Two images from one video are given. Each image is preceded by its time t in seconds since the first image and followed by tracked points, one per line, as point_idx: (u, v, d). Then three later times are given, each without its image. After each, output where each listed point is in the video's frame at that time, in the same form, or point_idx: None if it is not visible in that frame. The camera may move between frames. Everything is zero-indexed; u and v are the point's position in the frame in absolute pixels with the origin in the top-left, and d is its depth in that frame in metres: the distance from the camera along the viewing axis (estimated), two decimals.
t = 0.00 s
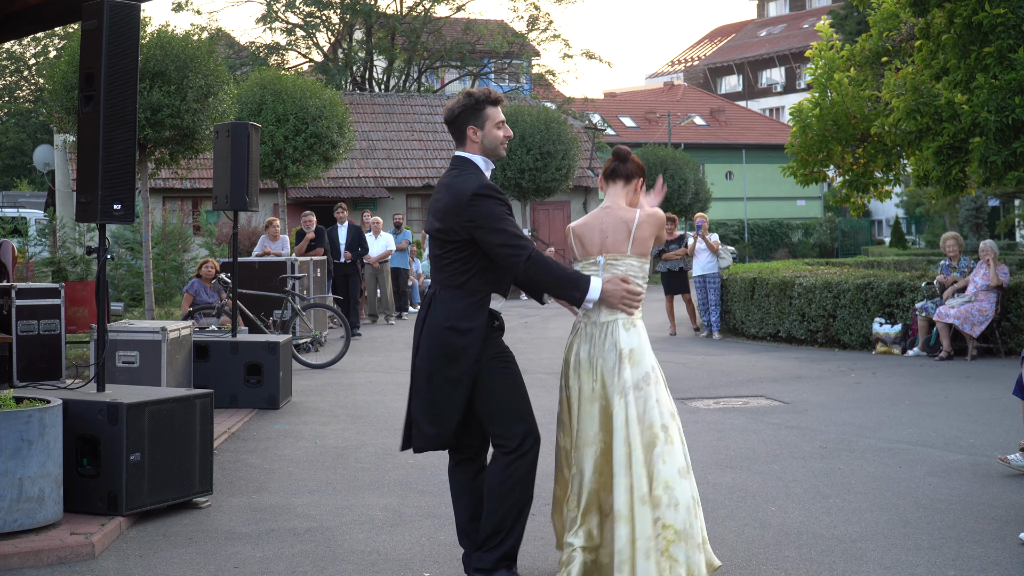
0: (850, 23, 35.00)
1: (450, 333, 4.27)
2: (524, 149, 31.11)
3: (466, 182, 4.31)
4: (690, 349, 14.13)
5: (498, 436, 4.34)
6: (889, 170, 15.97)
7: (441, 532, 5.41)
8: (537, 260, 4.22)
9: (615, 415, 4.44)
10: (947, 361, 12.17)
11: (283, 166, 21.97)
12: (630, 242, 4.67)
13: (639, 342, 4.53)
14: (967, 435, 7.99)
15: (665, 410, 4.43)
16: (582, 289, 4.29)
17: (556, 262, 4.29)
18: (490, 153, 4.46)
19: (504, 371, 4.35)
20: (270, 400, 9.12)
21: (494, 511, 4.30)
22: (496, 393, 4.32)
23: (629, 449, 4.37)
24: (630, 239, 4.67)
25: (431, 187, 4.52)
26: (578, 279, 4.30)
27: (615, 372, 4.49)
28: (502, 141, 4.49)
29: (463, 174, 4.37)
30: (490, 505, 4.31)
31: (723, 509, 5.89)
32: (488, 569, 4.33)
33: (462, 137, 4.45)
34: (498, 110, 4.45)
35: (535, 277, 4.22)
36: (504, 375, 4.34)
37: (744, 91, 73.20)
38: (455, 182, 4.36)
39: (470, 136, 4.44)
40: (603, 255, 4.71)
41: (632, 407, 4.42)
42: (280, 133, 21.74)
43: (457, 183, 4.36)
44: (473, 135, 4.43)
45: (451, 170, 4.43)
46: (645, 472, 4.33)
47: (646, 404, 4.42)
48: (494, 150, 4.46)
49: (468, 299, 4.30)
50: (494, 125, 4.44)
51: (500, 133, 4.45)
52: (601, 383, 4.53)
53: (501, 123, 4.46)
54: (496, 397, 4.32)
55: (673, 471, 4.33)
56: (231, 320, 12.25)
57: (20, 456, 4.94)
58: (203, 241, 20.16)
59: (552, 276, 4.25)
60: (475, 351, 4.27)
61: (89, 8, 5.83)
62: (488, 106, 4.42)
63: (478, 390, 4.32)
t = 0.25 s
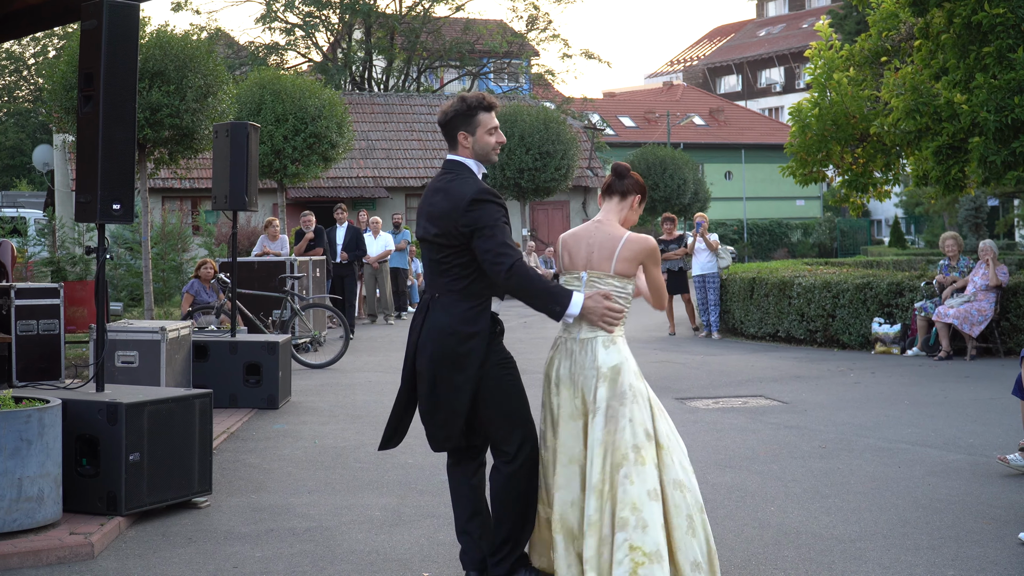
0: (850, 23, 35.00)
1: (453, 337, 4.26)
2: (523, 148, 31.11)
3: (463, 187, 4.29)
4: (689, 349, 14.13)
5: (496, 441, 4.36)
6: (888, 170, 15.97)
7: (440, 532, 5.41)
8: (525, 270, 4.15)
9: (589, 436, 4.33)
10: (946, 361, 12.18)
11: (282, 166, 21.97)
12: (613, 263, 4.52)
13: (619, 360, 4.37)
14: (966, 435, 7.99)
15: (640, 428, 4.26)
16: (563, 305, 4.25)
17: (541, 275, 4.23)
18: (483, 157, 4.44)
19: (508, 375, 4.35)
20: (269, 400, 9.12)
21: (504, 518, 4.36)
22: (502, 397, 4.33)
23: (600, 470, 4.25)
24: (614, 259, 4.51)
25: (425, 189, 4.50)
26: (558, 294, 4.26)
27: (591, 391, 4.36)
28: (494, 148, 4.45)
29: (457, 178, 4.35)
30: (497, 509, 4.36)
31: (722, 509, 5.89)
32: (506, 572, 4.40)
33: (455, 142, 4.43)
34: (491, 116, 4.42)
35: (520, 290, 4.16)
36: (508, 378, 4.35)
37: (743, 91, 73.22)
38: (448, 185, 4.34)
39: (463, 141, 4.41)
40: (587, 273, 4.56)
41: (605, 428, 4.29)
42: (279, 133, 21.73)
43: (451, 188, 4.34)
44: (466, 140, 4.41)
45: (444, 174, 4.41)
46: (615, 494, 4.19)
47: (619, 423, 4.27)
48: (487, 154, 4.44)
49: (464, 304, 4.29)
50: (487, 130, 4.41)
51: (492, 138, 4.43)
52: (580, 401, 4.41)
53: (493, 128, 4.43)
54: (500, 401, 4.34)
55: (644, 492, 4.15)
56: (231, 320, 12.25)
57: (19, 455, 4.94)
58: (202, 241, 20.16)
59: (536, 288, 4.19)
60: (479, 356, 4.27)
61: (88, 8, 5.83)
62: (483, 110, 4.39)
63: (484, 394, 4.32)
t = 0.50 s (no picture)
0: (849, 22, 35.02)
1: (445, 347, 4.15)
2: (523, 148, 31.10)
3: (445, 194, 4.16)
4: (689, 349, 14.14)
5: (494, 445, 4.36)
6: (888, 170, 15.97)
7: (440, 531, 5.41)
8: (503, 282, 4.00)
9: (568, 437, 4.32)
10: (946, 360, 12.19)
11: (281, 165, 21.98)
12: (591, 263, 4.39)
13: (598, 360, 4.34)
14: (965, 434, 7.99)
15: (618, 428, 4.27)
16: (535, 312, 4.11)
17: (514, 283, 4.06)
18: (468, 162, 4.31)
19: (505, 377, 4.32)
20: (269, 399, 9.12)
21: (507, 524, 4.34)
22: (499, 401, 4.30)
23: (579, 472, 4.26)
24: (592, 260, 4.39)
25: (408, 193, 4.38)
26: (532, 302, 4.11)
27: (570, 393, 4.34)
28: (479, 151, 4.33)
29: (439, 184, 4.23)
30: (497, 513, 4.35)
31: (722, 509, 5.89)
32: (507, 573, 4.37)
33: (439, 146, 4.32)
34: (475, 119, 4.30)
35: (497, 302, 4.01)
36: (504, 382, 4.32)
37: (742, 91, 73.25)
38: (431, 191, 4.22)
39: (446, 145, 4.30)
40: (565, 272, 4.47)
41: (584, 429, 4.29)
42: (278, 133, 21.73)
43: (435, 193, 4.21)
44: (449, 144, 4.30)
45: (427, 180, 4.29)
46: (595, 495, 4.22)
47: (598, 425, 4.27)
48: (471, 159, 4.31)
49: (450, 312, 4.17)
50: (470, 133, 4.29)
51: (476, 142, 4.31)
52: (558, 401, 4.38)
53: (478, 131, 4.31)
54: (498, 405, 4.31)
55: (623, 493, 4.19)
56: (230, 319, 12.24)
57: (19, 455, 4.94)
58: (202, 240, 20.15)
59: (511, 299, 4.04)
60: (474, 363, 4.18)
61: (88, 8, 5.83)
62: (465, 113, 4.28)
63: (482, 399, 4.28)
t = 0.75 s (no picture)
0: (849, 22, 35.03)
1: (415, 351, 4.12)
2: (523, 148, 31.10)
3: (417, 197, 4.10)
4: (689, 348, 14.14)
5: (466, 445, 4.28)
6: (887, 169, 15.96)
7: (440, 531, 5.41)
8: (483, 283, 3.95)
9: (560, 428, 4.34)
10: (945, 360, 12.19)
11: (281, 165, 21.99)
12: (569, 257, 4.36)
13: (586, 351, 4.33)
14: (965, 434, 8.00)
15: (607, 418, 4.29)
16: (522, 311, 4.07)
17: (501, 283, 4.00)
18: (440, 161, 4.26)
19: (477, 378, 4.24)
20: (268, 399, 9.11)
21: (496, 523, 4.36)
22: (469, 403, 4.21)
23: (573, 464, 4.28)
24: (571, 254, 4.35)
25: (378, 195, 4.32)
26: (518, 300, 4.06)
27: (559, 383, 4.33)
28: (453, 149, 4.28)
29: (410, 184, 4.16)
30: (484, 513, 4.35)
31: (722, 508, 5.89)
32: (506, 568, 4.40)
33: (410, 146, 4.26)
34: (446, 117, 4.25)
35: (475, 304, 3.95)
36: (475, 383, 4.23)
37: (742, 91, 73.26)
38: (402, 192, 4.16)
39: (418, 145, 4.23)
40: (548, 263, 4.45)
41: (575, 420, 4.31)
42: (278, 132, 21.75)
43: (406, 195, 4.15)
44: (421, 144, 4.23)
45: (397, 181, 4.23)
46: (587, 486, 4.25)
47: (588, 415, 4.30)
48: (444, 158, 4.26)
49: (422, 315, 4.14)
50: (441, 133, 4.24)
51: (449, 140, 4.25)
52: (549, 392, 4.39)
53: (450, 130, 4.26)
54: (468, 407, 4.22)
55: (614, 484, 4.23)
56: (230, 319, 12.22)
57: (18, 455, 4.93)
58: (201, 239, 20.15)
59: (494, 300, 3.98)
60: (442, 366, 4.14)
61: (87, 7, 5.83)
62: (435, 112, 4.22)
63: (452, 401, 4.20)
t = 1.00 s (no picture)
0: (848, 22, 35.05)
1: (383, 339, 4.13)
2: (522, 148, 31.07)
3: (397, 190, 4.08)
4: (688, 348, 14.14)
5: (448, 439, 4.31)
6: (887, 169, 15.96)
7: (439, 530, 5.41)
8: (469, 275, 3.95)
9: (555, 408, 4.33)
10: (944, 359, 12.20)
11: (280, 164, 22.00)
12: (560, 243, 4.35)
13: (581, 332, 4.33)
14: (964, 434, 8.00)
15: (601, 400, 4.30)
16: (517, 299, 4.06)
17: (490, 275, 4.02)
18: (418, 153, 4.26)
19: (452, 370, 4.26)
20: (268, 399, 9.10)
21: (483, 510, 4.40)
22: (445, 394, 4.24)
23: (568, 444, 4.29)
24: (562, 238, 4.35)
25: (354, 188, 4.30)
26: (511, 290, 4.06)
27: (555, 363, 4.34)
28: (431, 140, 4.29)
29: (389, 176, 4.15)
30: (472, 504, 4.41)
31: (721, 508, 5.89)
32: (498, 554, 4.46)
33: (388, 137, 4.26)
34: (424, 107, 4.25)
35: (461, 296, 3.96)
36: (452, 374, 4.26)
37: (741, 90, 73.27)
38: (380, 184, 4.15)
39: (396, 137, 4.23)
40: (542, 247, 4.46)
41: (571, 401, 4.31)
42: (277, 132, 21.76)
43: (385, 188, 4.14)
44: (399, 136, 4.23)
45: (374, 172, 4.22)
46: (581, 467, 4.26)
47: (583, 395, 4.30)
48: (422, 150, 4.26)
49: (398, 305, 4.14)
50: (419, 124, 4.24)
51: (427, 131, 4.25)
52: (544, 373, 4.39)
53: (428, 121, 4.26)
54: (445, 398, 4.25)
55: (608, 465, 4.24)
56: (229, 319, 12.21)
57: (17, 454, 4.93)
58: (201, 239, 20.16)
59: (482, 292, 3.98)
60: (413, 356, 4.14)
61: (86, 7, 5.82)
62: (413, 103, 4.21)
63: (428, 393, 4.23)
